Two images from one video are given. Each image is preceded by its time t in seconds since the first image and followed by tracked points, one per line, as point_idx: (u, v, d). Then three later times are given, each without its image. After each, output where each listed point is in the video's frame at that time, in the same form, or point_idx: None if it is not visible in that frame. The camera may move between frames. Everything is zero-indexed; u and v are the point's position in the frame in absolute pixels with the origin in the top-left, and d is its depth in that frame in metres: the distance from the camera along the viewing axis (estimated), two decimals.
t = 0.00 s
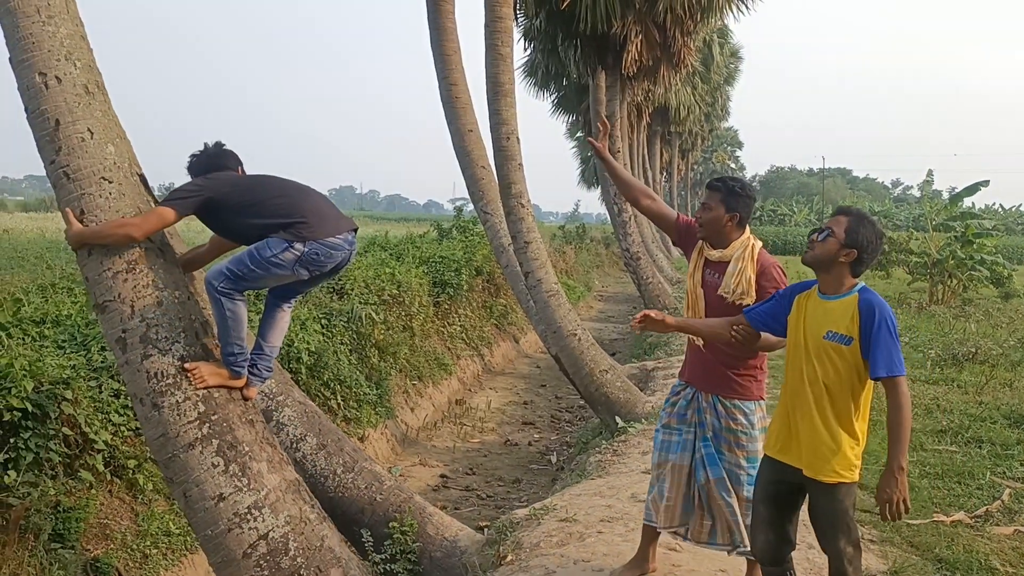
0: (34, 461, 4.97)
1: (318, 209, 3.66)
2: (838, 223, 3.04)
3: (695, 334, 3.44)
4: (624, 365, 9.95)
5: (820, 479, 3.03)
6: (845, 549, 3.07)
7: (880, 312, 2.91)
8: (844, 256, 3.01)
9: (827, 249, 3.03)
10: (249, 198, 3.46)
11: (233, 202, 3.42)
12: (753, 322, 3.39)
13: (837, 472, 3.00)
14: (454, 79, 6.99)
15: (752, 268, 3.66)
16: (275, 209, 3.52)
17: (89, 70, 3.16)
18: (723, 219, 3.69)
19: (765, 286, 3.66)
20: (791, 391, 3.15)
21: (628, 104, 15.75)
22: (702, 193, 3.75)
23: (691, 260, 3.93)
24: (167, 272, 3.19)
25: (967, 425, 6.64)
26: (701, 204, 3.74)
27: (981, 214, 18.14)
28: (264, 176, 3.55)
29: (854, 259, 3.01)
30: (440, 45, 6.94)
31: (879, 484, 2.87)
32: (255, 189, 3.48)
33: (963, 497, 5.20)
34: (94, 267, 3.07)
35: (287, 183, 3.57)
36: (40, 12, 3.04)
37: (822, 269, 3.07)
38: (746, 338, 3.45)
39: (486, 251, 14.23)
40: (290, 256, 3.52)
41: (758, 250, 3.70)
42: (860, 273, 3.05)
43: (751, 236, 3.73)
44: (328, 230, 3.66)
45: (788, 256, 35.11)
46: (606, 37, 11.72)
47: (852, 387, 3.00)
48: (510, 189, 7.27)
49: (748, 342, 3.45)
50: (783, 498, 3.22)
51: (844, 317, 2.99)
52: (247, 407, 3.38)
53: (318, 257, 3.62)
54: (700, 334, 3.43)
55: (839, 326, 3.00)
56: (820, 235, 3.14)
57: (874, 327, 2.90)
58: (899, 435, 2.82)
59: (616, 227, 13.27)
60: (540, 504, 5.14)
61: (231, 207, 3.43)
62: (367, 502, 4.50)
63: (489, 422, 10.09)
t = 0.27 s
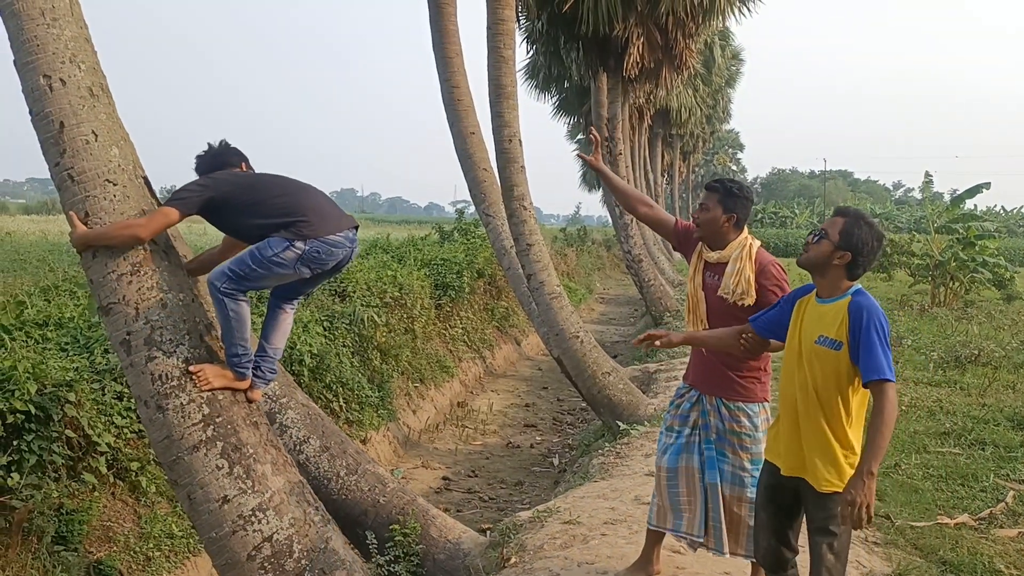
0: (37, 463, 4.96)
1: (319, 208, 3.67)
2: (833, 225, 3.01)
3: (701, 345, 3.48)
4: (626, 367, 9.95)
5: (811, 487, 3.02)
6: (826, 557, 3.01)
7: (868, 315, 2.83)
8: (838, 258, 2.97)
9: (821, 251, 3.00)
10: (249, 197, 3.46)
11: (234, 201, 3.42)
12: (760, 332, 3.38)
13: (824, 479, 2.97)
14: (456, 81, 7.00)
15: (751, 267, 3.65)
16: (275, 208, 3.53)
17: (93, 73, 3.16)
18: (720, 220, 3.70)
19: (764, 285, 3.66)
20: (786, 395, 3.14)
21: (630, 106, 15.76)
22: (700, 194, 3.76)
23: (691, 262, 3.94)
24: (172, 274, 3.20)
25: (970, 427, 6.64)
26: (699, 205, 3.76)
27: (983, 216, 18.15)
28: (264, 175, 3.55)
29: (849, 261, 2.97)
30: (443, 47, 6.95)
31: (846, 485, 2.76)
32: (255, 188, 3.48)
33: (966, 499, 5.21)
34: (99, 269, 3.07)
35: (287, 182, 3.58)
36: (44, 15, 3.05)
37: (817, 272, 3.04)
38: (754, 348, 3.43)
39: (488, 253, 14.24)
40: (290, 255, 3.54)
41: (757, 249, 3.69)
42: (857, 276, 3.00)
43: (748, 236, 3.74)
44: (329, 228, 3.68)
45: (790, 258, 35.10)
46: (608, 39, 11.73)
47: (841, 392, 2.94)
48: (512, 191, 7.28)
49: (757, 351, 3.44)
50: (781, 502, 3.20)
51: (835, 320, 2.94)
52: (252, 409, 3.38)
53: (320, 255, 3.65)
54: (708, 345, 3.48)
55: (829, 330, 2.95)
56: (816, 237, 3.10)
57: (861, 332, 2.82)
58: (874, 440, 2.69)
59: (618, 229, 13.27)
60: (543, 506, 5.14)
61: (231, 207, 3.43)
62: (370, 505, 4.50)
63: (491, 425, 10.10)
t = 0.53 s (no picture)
0: (41, 464, 4.96)
1: (316, 205, 3.67)
2: (836, 223, 2.99)
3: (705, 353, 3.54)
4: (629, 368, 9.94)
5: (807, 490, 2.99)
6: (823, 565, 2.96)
7: (866, 315, 2.78)
8: (839, 257, 2.95)
9: (822, 249, 2.99)
10: (253, 192, 3.46)
11: (242, 194, 3.43)
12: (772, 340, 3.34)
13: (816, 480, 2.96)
14: (459, 82, 7.01)
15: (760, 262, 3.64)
16: (276, 202, 3.53)
17: (98, 73, 3.17)
18: (728, 217, 3.74)
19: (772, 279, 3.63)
20: (783, 394, 3.13)
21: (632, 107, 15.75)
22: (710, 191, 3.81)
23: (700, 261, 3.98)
24: (176, 274, 3.20)
25: (973, 428, 6.63)
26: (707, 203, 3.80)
27: (986, 217, 18.12)
28: (265, 169, 3.53)
29: (850, 261, 2.95)
30: (446, 48, 6.95)
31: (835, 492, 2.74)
32: (257, 182, 3.47)
33: (970, 500, 5.20)
34: (103, 269, 3.07)
35: (288, 178, 3.57)
36: (49, 15, 3.06)
37: (818, 271, 3.02)
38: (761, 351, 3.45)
39: (490, 254, 14.24)
40: (288, 253, 3.56)
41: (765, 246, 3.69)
42: (859, 278, 2.97)
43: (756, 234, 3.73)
44: (326, 225, 3.68)
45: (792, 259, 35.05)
46: (611, 40, 11.72)
47: (835, 394, 2.92)
48: (515, 192, 7.28)
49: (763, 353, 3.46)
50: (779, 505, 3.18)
51: (833, 320, 2.91)
52: (256, 410, 3.38)
53: (316, 253, 3.66)
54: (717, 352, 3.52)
55: (827, 330, 2.92)
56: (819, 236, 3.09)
57: (858, 334, 2.78)
58: (867, 444, 2.65)
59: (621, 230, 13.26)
60: (547, 507, 5.13)
61: (237, 203, 3.45)
62: (374, 505, 4.50)
63: (494, 426, 10.08)
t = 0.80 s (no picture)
0: (46, 464, 4.97)
1: (317, 204, 3.66)
2: (822, 221, 2.98)
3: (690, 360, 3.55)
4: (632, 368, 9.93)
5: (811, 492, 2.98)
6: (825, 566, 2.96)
7: (857, 314, 2.78)
8: (825, 254, 2.94)
9: (807, 247, 2.99)
10: (255, 191, 3.47)
11: (245, 193, 3.44)
12: (756, 338, 3.37)
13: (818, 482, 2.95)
14: (462, 82, 7.01)
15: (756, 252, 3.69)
16: (279, 200, 3.54)
17: (103, 75, 3.18)
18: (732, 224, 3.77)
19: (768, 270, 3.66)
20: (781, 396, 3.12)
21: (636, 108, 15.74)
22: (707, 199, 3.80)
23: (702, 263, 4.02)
24: (181, 275, 3.21)
25: (979, 429, 6.61)
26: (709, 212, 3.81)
27: (991, 217, 18.08)
28: (268, 168, 3.54)
29: (837, 258, 2.93)
30: (449, 48, 6.96)
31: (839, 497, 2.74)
32: (257, 180, 3.46)
33: (976, 502, 5.19)
34: (108, 270, 3.08)
35: (290, 176, 3.57)
36: (54, 17, 3.07)
37: (806, 269, 3.02)
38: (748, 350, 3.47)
39: (494, 254, 14.24)
40: (288, 250, 3.56)
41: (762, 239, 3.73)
42: (848, 274, 2.95)
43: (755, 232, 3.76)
44: (327, 224, 3.67)
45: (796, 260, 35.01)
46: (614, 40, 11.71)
47: (831, 394, 2.91)
48: (518, 193, 7.28)
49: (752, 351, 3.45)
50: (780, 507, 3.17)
51: (823, 320, 2.90)
52: (260, 410, 3.38)
53: (316, 251, 3.65)
54: (703, 359, 3.53)
55: (817, 331, 2.92)
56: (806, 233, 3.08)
57: (850, 333, 2.78)
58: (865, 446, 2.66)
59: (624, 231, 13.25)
60: (551, 508, 5.14)
61: (240, 202, 3.46)
62: (378, 506, 4.51)
63: (497, 426, 10.08)
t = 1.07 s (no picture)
0: (51, 465, 4.98)
1: (322, 203, 3.67)
2: (809, 220, 2.96)
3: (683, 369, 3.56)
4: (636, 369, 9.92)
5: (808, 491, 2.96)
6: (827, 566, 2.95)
7: (856, 312, 2.78)
8: (815, 253, 2.93)
9: (797, 247, 2.98)
10: (260, 192, 3.48)
11: (250, 194, 3.45)
12: (746, 341, 3.37)
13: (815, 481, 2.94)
14: (466, 84, 7.02)
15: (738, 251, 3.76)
16: (284, 201, 3.55)
17: (107, 77, 3.19)
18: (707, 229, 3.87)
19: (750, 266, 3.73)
20: (776, 395, 3.10)
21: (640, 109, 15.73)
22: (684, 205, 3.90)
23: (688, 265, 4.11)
24: (185, 277, 3.21)
25: (984, 430, 6.59)
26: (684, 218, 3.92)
27: (996, 218, 18.02)
28: (275, 171, 3.56)
29: (826, 256, 2.92)
30: (453, 50, 6.97)
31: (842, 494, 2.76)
32: (261, 182, 3.48)
33: (981, 503, 5.17)
34: (112, 271, 3.09)
35: (294, 178, 3.58)
36: (59, 19, 3.08)
37: (798, 269, 3.01)
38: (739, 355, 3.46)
39: (498, 256, 14.24)
40: (296, 250, 3.56)
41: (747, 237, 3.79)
42: (839, 271, 2.93)
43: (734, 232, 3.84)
44: (333, 223, 3.68)
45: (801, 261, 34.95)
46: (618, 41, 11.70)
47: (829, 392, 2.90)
48: (522, 194, 7.28)
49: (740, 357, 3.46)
50: (780, 509, 3.16)
51: (820, 319, 2.89)
52: (264, 411, 3.39)
53: (323, 250, 3.66)
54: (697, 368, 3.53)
55: (815, 328, 2.90)
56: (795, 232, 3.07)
57: (850, 331, 2.77)
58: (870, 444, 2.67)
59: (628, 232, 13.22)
60: (554, 509, 5.14)
61: (245, 203, 3.47)
62: (382, 507, 4.51)
63: (501, 428, 10.08)
